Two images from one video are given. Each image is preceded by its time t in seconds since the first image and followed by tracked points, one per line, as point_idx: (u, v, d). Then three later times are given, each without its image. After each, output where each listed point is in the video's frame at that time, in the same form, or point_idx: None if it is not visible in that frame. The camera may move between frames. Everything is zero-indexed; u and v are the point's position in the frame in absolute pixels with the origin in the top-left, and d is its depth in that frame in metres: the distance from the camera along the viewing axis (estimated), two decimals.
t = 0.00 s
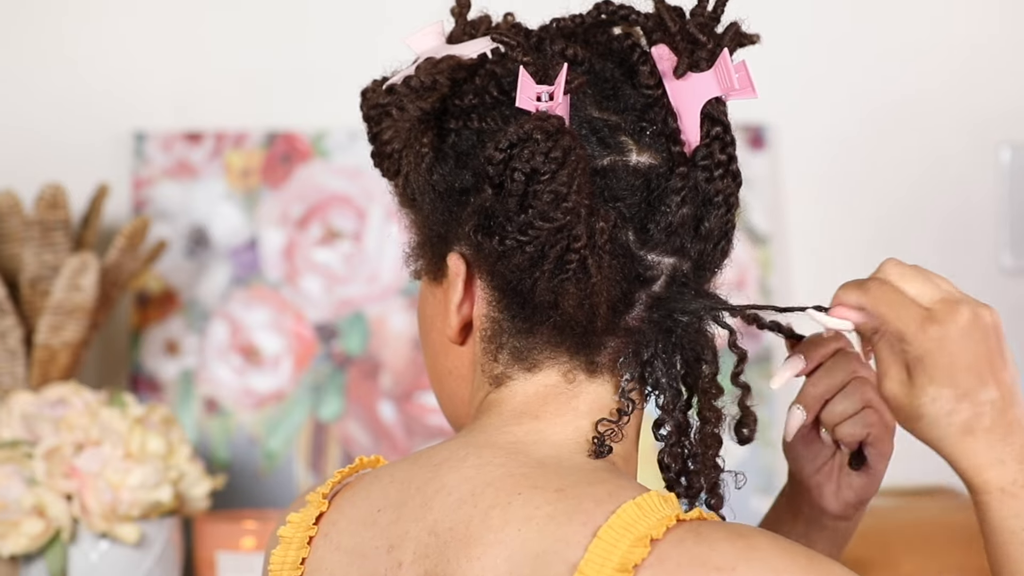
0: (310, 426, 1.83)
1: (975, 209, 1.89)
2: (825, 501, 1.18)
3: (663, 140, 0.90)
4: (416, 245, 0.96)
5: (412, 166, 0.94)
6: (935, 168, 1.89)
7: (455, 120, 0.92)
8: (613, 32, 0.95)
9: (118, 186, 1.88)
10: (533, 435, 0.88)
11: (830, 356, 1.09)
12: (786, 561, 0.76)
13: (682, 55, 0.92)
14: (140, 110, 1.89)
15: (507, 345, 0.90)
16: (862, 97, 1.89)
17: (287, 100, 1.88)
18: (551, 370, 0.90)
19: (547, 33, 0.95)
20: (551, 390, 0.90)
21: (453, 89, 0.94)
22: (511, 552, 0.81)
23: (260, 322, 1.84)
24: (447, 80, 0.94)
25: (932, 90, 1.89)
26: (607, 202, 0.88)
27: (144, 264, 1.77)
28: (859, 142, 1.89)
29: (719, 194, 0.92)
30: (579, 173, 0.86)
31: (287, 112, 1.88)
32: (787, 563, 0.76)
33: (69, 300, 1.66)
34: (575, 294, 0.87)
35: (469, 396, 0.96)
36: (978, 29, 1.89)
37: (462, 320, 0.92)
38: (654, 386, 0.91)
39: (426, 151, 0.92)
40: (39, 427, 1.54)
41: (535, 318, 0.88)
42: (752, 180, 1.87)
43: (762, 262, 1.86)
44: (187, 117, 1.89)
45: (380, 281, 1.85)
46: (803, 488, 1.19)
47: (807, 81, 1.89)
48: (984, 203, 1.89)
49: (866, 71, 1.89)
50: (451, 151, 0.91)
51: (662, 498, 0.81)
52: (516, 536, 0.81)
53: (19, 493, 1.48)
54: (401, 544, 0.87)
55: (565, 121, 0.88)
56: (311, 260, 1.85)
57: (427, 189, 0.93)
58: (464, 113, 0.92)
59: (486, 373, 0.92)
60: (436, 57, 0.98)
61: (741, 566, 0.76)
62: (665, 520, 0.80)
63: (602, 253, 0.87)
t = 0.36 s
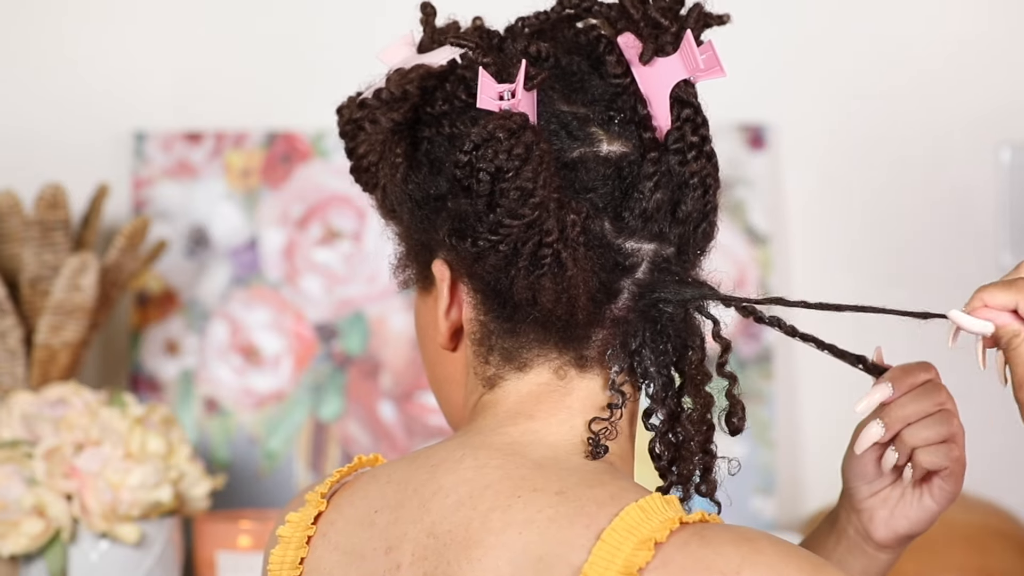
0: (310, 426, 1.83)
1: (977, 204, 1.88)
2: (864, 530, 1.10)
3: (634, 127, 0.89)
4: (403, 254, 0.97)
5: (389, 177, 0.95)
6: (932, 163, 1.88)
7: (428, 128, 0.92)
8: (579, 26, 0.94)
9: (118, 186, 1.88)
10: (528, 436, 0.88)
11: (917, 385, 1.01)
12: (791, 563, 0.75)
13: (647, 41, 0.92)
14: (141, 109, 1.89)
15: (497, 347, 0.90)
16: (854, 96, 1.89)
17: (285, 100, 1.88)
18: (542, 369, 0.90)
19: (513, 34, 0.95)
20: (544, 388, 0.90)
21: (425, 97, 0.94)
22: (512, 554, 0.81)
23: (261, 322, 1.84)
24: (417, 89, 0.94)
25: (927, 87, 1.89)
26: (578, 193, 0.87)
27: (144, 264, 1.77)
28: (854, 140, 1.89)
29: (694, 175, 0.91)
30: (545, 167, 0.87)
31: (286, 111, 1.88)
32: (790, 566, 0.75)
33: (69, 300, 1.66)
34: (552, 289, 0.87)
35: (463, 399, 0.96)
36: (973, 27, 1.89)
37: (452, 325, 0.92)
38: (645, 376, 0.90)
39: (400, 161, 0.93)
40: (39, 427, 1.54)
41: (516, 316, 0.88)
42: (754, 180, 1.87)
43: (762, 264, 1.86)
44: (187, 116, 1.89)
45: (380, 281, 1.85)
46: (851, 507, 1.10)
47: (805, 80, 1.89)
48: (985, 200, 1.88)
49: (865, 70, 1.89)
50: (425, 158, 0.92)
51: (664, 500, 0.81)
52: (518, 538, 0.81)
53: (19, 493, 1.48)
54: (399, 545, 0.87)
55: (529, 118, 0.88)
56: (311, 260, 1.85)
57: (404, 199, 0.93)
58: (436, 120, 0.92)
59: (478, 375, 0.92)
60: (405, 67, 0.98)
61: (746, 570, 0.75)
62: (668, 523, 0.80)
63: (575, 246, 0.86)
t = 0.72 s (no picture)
0: (309, 426, 1.83)
1: (977, 203, 1.88)
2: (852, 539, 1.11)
3: (609, 120, 0.90)
4: (394, 263, 0.96)
5: (371, 189, 0.96)
6: (931, 161, 1.88)
7: (407, 135, 0.93)
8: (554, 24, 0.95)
9: (118, 186, 1.88)
10: (524, 436, 0.88)
11: (907, 398, 1.00)
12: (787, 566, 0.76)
13: (619, 33, 0.92)
14: (141, 109, 1.89)
15: (486, 349, 0.90)
16: (852, 98, 1.89)
17: (284, 99, 1.88)
18: (531, 369, 0.89)
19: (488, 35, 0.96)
20: (535, 388, 0.89)
21: (403, 106, 0.95)
22: (513, 555, 0.81)
23: (260, 322, 1.84)
24: (396, 98, 0.95)
25: (926, 86, 1.89)
26: (554, 188, 0.87)
27: (144, 264, 1.77)
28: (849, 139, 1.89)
29: (673, 164, 0.90)
30: (517, 163, 0.87)
31: (285, 111, 1.88)
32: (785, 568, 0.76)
33: (69, 300, 1.66)
34: (530, 285, 0.86)
35: (459, 401, 0.95)
36: (973, 27, 1.89)
37: (443, 329, 0.92)
38: (634, 370, 0.90)
39: (381, 169, 0.94)
40: (39, 426, 1.54)
41: (498, 316, 0.88)
42: (755, 180, 1.87)
43: (761, 263, 1.87)
44: (187, 116, 1.89)
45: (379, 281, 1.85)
46: (840, 515, 1.11)
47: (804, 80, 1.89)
48: (985, 201, 1.88)
49: (863, 71, 1.89)
50: (405, 165, 0.92)
51: (664, 502, 0.81)
52: (518, 539, 0.81)
53: (20, 493, 1.48)
54: (398, 545, 0.87)
55: (501, 116, 0.89)
56: (311, 260, 1.85)
57: (387, 208, 0.94)
58: (415, 126, 0.93)
59: (472, 378, 0.92)
60: (384, 78, 0.98)
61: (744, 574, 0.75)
62: (669, 524, 0.80)
63: (552, 241, 0.86)
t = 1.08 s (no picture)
0: (309, 426, 1.83)
1: (977, 204, 1.89)
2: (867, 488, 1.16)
3: (638, 129, 0.90)
4: (401, 252, 0.96)
5: (389, 173, 0.95)
6: (935, 163, 1.89)
7: (430, 124, 0.92)
8: (583, 27, 0.94)
9: (119, 186, 1.88)
10: (522, 435, 0.88)
11: (984, 366, 1.00)
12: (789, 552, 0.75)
13: (652, 45, 0.92)
14: (141, 110, 1.89)
15: (493, 345, 0.90)
16: (863, 95, 1.89)
17: (286, 98, 1.88)
18: (538, 369, 0.89)
19: (519, 32, 0.95)
20: (540, 387, 0.89)
21: (427, 95, 0.93)
22: (509, 556, 0.81)
23: (261, 322, 1.84)
24: (420, 86, 0.94)
25: (931, 86, 1.89)
26: (583, 192, 0.87)
27: (144, 264, 1.77)
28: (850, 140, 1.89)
29: (698, 179, 0.91)
30: (552, 164, 0.86)
31: (287, 111, 1.88)
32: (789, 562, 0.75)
33: (69, 300, 1.66)
34: (555, 287, 0.86)
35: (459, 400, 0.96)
36: (977, 27, 1.89)
37: (449, 323, 0.92)
38: (641, 378, 0.90)
39: (402, 156, 0.93)
40: (39, 427, 1.54)
41: (518, 313, 0.88)
42: (755, 180, 1.86)
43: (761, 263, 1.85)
44: (187, 117, 1.89)
45: (379, 280, 1.85)
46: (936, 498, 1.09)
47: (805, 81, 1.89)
48: (985, 202, 1.89)
49: (865, 71, 1.89)
50: (428, 154, 0.91)
51: (657, 496, 0.81)
52: (514, 540, 0.81)
53: (19, 493, 1.48)
54: (395, 547, 0.87)
55: (537, 116, 0.88)
56: (311, 260, 1.85)
57: (406, 195, 0.93)
58: (439, 117, 0.91)
59: (474, 372, 0.92)
60: (407, 64, 0.98)
61: (741, 560, 0.75)
62: (662, 519, 0.79)
63: (580, 245, 0.86)
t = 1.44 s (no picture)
0: (309, 426, 1.83)
1: (977, 204, 1.89)
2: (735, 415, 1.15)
3: (636, 136, 0.90)
4: (397, 253, 0.96)
5: (388, 173, 0.94)
6: (935, 164, 1.88)
7: (429, 125, 0.91)
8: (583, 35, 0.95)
9: (118, 186, 1.88)
10: (519, 435, 0.88)
11: None
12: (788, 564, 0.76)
13: (652, 52, 0.93)
14: (141, 110, 1.89)
15: (489, 346, 0.89)
16: (865, 95, 1.88)
17: (286, 98, 1.88)
18: (534, 371, 0.89)
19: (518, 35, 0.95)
20: (536, 389, 0.89)
21: (427, 96, 0.93)
22: (505, 553, 0.80)
23: (260, 322, 1.84)
24: (420, 87, 0.93)
25: (931, 86, 1.89)
26: (583, 196, 0.87)
27: (144, 264, 1.77)
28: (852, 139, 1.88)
29: (695, 186, 0.92)
30: (553, 167, 0.86)
31: (286, 112, 1.88)
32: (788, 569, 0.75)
33: (69, 300, 1.67)
34: (553, 289, 0.86)
35: (454, 402, 0.96)
36: (979, 27, 1.89)
37: (444, 323, 0.92)
38: (637, 382, 0.91)
39: (402, 157, 0.92)
40: (39, 427, 1.54)
41: (515, 314, 0.87)
42: (755, 180, 1.86)
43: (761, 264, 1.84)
44: (186, 117, 1.89)
45: (379, 280, 1.85)
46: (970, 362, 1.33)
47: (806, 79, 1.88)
48: (985, 201, 1.89)
49: (865, 71, 1.89)
50: (427, 156, 0.91)
51: (657, 497, 0.81)
52: (510, 537, 0.81)
53: (19, 493, 1.48)
54: (392, 546, 0.87)
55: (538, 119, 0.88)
56: (311, 260, 1.85)
57: (405, 195, 0.92)
58: (438, 119, 0.91)
59: (469, 374, 0.91)
60: (407, 65, 0.97)
61: (743, 567, 0.75)
62: (662, 520, 0.79)
63: (579, 248, 0.86)
